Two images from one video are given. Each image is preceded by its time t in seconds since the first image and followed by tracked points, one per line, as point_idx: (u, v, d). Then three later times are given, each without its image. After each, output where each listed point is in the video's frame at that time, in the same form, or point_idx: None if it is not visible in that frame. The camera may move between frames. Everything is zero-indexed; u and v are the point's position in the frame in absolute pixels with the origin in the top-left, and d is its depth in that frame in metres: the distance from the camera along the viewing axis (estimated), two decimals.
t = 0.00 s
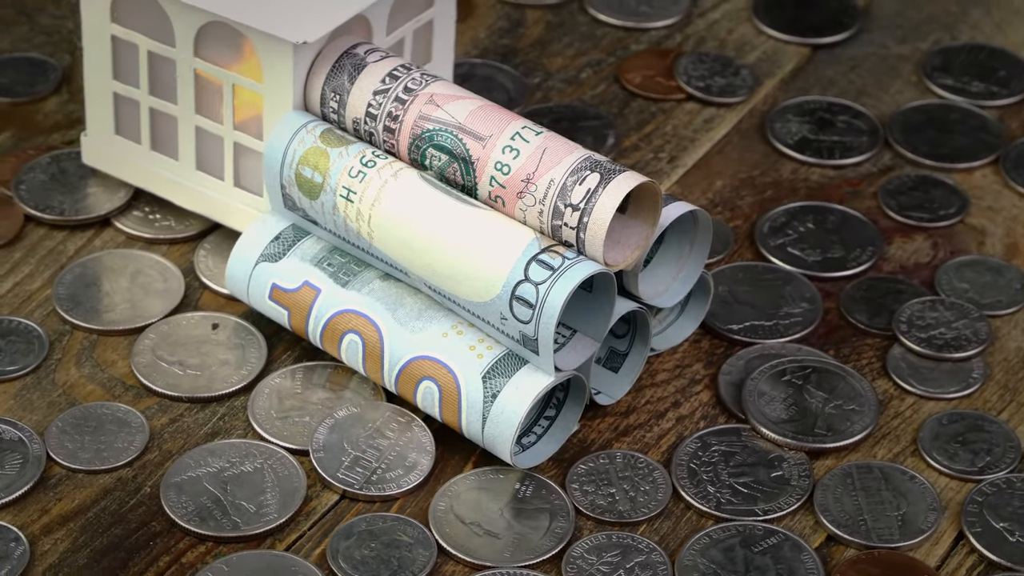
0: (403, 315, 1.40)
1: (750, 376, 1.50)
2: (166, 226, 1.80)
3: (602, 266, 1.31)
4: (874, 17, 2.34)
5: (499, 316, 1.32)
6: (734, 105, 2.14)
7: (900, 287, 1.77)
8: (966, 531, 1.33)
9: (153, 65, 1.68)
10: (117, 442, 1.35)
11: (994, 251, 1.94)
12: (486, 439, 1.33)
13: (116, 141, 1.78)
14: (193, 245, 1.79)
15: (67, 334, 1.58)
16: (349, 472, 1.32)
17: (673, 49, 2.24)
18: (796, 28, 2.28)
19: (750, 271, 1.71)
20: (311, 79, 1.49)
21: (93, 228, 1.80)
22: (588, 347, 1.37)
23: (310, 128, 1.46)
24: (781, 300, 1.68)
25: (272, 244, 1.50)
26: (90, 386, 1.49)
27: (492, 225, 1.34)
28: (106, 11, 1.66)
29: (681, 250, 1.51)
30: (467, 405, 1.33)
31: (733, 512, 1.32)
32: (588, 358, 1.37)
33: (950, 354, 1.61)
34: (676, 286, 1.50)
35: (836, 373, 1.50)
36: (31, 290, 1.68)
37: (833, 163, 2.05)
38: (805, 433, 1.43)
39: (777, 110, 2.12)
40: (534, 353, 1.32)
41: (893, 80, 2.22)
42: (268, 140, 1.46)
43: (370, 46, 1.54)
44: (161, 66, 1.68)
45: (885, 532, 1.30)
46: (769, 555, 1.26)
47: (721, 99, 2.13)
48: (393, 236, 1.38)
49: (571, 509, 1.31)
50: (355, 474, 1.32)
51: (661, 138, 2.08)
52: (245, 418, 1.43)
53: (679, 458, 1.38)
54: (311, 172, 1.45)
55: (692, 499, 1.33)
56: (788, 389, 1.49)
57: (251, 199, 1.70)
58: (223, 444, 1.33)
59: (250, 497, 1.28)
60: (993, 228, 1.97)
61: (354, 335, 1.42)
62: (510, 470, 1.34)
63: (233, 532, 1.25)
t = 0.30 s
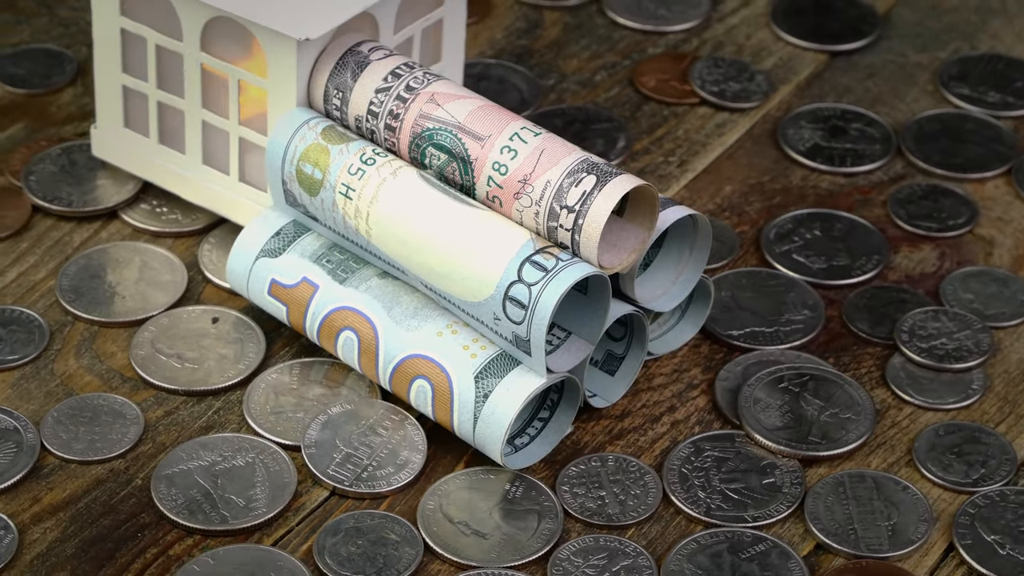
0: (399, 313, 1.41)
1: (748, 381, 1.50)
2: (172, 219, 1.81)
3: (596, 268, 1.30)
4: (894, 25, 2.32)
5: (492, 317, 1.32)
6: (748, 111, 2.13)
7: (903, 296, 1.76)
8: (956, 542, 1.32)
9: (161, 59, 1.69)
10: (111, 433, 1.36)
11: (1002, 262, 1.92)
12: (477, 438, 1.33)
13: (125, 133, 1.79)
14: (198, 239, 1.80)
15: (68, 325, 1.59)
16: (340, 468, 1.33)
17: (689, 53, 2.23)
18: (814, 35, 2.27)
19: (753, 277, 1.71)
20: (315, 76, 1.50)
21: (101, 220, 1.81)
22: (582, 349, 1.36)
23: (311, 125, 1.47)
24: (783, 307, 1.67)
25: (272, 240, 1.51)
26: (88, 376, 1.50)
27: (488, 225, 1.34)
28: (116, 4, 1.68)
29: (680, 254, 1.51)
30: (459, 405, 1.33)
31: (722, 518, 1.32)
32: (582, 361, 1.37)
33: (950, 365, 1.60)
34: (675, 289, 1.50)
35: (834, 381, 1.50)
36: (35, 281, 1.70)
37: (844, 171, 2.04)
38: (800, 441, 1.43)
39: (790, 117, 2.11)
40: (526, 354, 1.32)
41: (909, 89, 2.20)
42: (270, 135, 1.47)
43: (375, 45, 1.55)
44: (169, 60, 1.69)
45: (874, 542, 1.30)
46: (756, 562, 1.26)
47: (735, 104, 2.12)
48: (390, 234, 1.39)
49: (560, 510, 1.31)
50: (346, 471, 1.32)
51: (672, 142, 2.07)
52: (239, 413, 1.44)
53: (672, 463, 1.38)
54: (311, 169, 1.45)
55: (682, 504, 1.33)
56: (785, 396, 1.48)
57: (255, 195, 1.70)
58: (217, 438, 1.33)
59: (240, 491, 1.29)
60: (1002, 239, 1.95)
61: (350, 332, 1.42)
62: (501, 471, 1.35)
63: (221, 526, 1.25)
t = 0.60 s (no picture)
0: (394, 311, 1.41)
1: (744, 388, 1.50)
2: (180, 213, 1.82)
3: (589, 271, 1.30)
4: (915, 33, 2.30)
5: (484, 317, 1.33)
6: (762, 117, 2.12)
7: (906, 307, 1.75)
8: (944, 556, 1.32)
9: (171, 52, 1.70)
10: (105, 424, 1.37)
11: (1010, 275, 1.90)
12: (467, 438, 1.33)
13: (135, 125, 1.80)
14: (204, 233, 1.81)
15: (69, 314, 1.60)
16: (330, 464, 1.33)
17: (706, 58, 2.22)
18: (835, 42, 2.25)
19: (757, 284, 1.70)
20: (319, 73, 1.51)
21: (109, 211, 1.83)
22: (575, 352, 1.36)
23: (313, 121, 1.48)
24: (784, 315, 1.67)
25: (272, 235, 1.51)
26: (86, 366, 1.51)
27: (483, 225, 1.34)
28: None
29: (679, 259, 1.51)
30: (450, 404, 1.34)
31: (709, 524, 1.32)
32: (574, 363, 1.37)
33: (950, 377, 1.59)
34: (673, 294, 1.49)
35: (830, 391, 1.49)
36: (39, 270, 1.71)
37: (855, 179, 2.02)
38: (793, 449, 1.42)
39: (803, 124, 2.10)
40: (518, 355, 1.32)
41: (927, 99, 2.18)
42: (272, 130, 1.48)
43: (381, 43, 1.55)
44: (178, 54, 1.70)
45: (861, 553, 1.30)
46: (740, 570, 1.26)
47: (749, 110, 2.11)
48: (386, 232, 1.39)
49: (548, 513, 1.31)
50: (335, 467, 1.33)
51: (684, 147, 2.06)
52: (234, 406, 1.44)
53: (662, 468, 1.38)
54: (311, 165, 1.46)
55: (670, 509, 1.33)
56: (780, 404, 1.48)
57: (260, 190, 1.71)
58: (209, 431, 1.34)
59: (229, 485, 1.30)
60: (1012, 251, 1.93)
61: (345, 329, 1.43)
62: (491, 471, 1.35)
63: (207, 519, 1.26)
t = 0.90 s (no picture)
0: (389, 309, 1.41)
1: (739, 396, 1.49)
2: (187, 206, 1.83)
3: (581, 273, 1.31)
4: (936, 43, 2.27)
5: (477, 316, 1.33)
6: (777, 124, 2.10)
7: (909, 318, 1.74)
8: (931, 568, 1.32)
9: (180, 46, 1.72)
10: (100, 414, 1.38)
11: (1016, 288, 1.87)
12: (457, 437, 1.34)
13: (145, 118, 1.82)
14: (210, 227, 1.81)
15: (71, 304, 1.61)
16: (320, 460, 1.34)
17: (724, 64, 2.21)
18: (854, 50, 2.23)
19: (760, 291, 1.70)
20: (323, 70, 1.51)
21: (118, 202, 1.84)
22: (568, 353, 1.36)
23: (316, 118, 1.49)
24: (785, 322, 1.66)
25: (274, 230, 1.52)
26: (85, 356, 1.53)
27: (478, 225, 1.35)
28: None
29: (678, 264, 1.51)
30: (440, 402, 1.34)
31: (696, 530, 1.32)
32: (567, 365, 1.37)
33: (949, 388, 1.58)
34: (670, 298, 1.49)
35: (826, 400, 1.48)
36: (45, 260, 1.73)
37: (867, 188, 2.00)
38: (785, 457, 1.42)
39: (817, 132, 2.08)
40: (509, 355, 1.32)
41: (944, 109, 2.15)
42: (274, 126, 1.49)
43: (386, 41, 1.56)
44: (187, 48, 1.71)
45: (847, 563, 1.29)
46: None
47: (764, 117, 2.10)
48: (383, 230, 1.40)
49: (535, 514, 1.31)
50: (325, 463, 1.33)
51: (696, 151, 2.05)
52: (228, 400, 1.45)
53: (652, 472, 1.38)
54: (312, 161, 1.47)
55: (658, 514, 1.33)
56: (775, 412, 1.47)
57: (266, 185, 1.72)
58: (201, 424, 1.35)
59: (218, 478, 1.31)
60: (1020, 265, 1.91)
61: (341, 325, 1.44)
62: (480, 471, 1.35)
63: (194, 511, 1.27)
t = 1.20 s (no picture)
0: (385, 306, 1.42)
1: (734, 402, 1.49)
2: (195, 199, 1.83)
3: (574, 276, 1.31)
4: (958, 51, 2.22)
5: (470, 316, 1.33)
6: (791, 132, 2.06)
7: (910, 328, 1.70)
8: None
9: (190, 41, 1.73)
10: (96, 404, 1.40)
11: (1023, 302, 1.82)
12: (446, 436, 1.34)
13: (156, 111, 1.83)
14: (217, 221, 1.82)
15: (73, 295, 1.62)
16: (310, 455, 1.35)
17: (740, 69, 2.16)
18: (874, 59, 2.18)
19: (762, 298, 1.69)
20: (328, 67, 1.52)
21: (127, 194, 1.85)
22: (560, 356, 1.37)
23: (318, 115, 1.49)
24: (785, 330, 1.65)
25: (275, 226, 1.53)
26: (84, 347, 1.54)
27: (474, 226, 1.35)
28: None
29: (676, 270, 1.51)
30: (432, 401, 1.35)
31: (683, 536, 1.32)
32: (560, 367, 1.38)
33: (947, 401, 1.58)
34: (667, 303, 1.49)
35: (821, 409, 1.48)
36: (51, 250, 1.75)
37: (877, 198, 1.95)
38: (777, 465, 1.41)
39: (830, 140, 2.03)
40: (500, 356, 1.33)
41: (960, 120, 2.10)
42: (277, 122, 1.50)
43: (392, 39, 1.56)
44: (197, 42, 1.73)
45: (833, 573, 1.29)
46: None
47: (779, 124, 2.05)
48: (380, 228, 1.40)
49: (522, 514, 1.32)
50: (315, 459, 1.34)
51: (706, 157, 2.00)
52: (223, 393, 1.46)
53: (643, 477, 1.38)
54: (313, 158, 1.47)
55: (646, 518, 1.33)
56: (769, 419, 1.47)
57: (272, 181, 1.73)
58: (195, 416, 1.36)
59: (209, 471, 1.32)
60: None
61: (337, 322, 1.44)
62: (470, 471, 1.36)
63: (182, 503, 1.29)
